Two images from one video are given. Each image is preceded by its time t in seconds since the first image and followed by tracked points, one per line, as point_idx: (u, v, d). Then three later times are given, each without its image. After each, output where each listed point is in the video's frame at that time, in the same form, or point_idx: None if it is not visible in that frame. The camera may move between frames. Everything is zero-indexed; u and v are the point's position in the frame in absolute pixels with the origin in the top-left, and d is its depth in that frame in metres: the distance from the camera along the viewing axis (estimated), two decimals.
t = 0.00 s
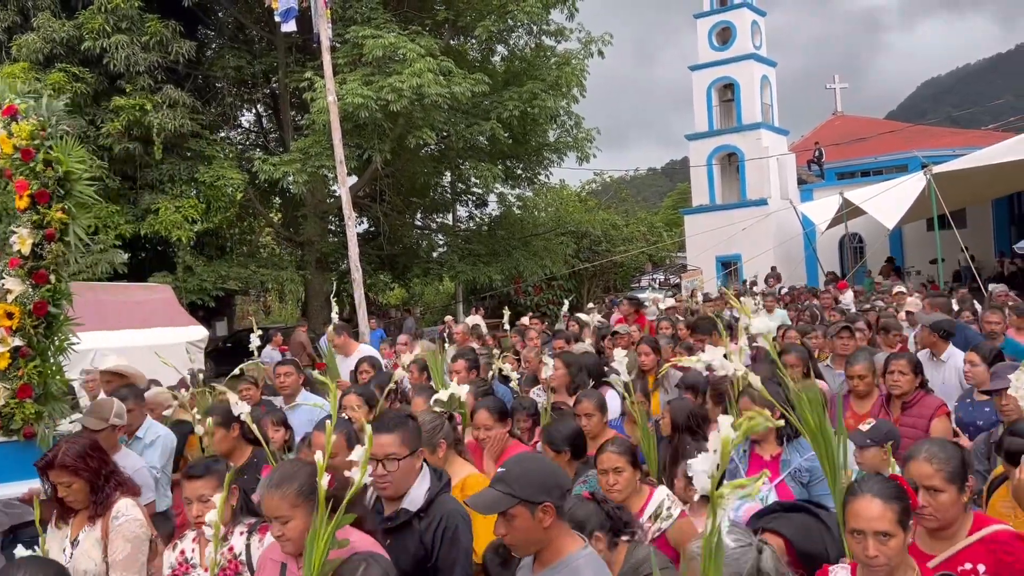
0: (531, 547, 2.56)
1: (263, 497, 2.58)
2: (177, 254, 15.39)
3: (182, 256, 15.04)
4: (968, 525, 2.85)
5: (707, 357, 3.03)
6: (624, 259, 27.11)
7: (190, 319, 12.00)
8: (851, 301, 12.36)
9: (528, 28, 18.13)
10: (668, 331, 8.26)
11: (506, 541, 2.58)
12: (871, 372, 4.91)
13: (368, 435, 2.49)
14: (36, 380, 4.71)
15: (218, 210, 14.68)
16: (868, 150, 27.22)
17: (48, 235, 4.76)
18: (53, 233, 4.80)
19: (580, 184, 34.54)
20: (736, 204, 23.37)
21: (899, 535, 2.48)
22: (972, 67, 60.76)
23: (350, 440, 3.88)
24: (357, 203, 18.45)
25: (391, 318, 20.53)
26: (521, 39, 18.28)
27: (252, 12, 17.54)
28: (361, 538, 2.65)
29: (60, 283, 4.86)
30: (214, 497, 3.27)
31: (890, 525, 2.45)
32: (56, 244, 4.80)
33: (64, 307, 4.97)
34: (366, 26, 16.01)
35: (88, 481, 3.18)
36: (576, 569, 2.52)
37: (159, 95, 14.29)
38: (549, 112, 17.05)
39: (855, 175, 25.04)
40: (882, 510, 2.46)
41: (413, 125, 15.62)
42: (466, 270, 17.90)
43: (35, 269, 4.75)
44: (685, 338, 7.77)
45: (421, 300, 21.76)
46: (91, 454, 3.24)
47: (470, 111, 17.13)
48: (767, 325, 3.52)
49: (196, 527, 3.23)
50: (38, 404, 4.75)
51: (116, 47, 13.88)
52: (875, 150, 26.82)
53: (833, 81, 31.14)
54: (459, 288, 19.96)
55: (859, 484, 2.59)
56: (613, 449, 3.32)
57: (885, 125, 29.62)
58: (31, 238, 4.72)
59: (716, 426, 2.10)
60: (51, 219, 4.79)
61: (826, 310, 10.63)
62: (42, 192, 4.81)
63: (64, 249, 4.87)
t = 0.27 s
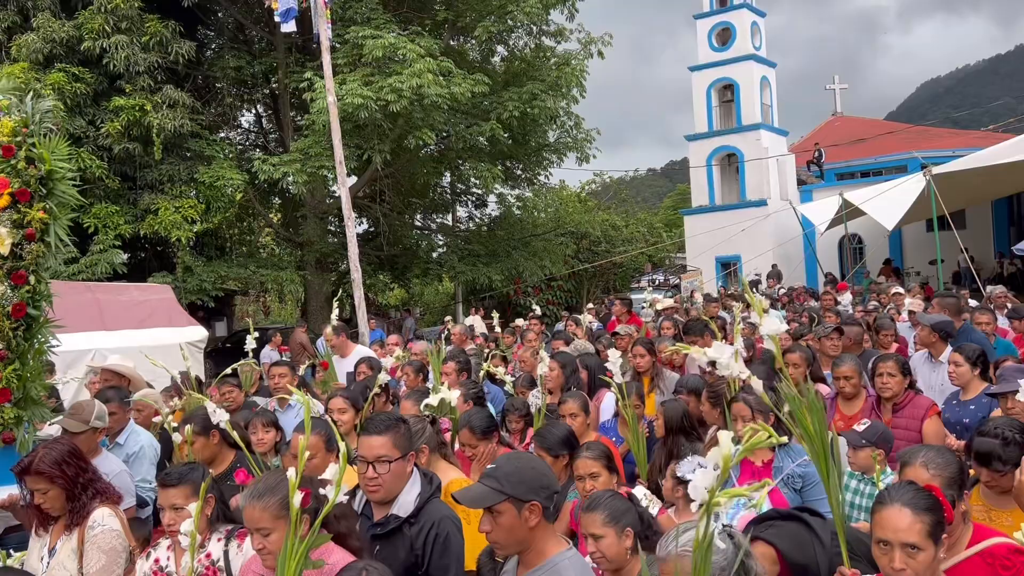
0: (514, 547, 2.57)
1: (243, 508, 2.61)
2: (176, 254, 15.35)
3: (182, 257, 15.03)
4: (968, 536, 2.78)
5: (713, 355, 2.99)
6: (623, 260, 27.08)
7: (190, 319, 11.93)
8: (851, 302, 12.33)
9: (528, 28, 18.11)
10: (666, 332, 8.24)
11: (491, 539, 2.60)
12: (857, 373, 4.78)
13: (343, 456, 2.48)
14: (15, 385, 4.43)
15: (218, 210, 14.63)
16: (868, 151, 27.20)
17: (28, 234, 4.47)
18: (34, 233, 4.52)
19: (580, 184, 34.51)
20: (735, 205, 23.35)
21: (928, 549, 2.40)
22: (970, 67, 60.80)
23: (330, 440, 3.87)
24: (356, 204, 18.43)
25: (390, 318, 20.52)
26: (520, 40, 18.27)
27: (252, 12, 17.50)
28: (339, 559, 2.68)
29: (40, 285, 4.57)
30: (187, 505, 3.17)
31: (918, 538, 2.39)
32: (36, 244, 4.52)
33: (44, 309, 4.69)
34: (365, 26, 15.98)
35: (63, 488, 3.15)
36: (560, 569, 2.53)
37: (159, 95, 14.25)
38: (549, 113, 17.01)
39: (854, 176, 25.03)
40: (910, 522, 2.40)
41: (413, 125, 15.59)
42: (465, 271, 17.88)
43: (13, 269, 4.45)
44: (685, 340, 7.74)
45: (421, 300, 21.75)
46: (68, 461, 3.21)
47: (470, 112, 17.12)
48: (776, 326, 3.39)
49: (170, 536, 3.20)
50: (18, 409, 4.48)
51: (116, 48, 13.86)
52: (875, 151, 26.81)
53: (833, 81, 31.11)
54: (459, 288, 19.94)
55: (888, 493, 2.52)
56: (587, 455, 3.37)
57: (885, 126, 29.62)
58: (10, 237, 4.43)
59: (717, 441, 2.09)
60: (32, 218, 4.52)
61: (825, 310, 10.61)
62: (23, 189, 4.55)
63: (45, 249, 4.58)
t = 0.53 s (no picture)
0: (489, 544, 2.55)
1: (221, 515, 2.58)
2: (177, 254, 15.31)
3: (182, 256, 14.98)
4: (976, 547, 2.66)
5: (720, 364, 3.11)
6: (623, 261, 27.03)
7: (190, 319, 11.89)
8: (851, 303, 12.29)
9: (528, 28, 18.06)
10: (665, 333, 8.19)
11: (464, 536, 2.58)
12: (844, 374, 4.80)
13: (329, 471, 2.42)
14: None
15: (218, 210, 14.57)
16: (867, 151, 27.17)
17: (11, 233, 4.06)
18: (17, 233, 4.10)
19: (580, 185, 34.48)
20: (736, 206, 23.31)
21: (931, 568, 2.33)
22: (971, 67, 60.75)
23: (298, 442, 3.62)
24: (357, 204, 18.38)
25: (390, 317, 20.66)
26: (521, 40, 18.22)
27: (252, 12, 17.45)
28: None
29: (24, 286, 4.17)
30: (149, 512, 3.07)
31: (921, 559, 2.33)
32: (20, 244, 4.10)
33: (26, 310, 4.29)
34: (366, 26, 15.94)
35: (43, 494, 3.14)
36: (532, 565, 2.50)
37: (159, 95, 14.20)
38: (549, 113, 16.95)
39: (854, 176, 25.00)
40: (911, 542, 2.33)
41: (413, 126, 15.54)
42: (465, 271, 17.83)
43: None
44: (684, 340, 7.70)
45: (420, 301, 21.74)
46: (48, 467, 3.20)
47: (470, 112, 17.08)
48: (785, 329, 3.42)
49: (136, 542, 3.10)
50: None
51: (116, 48, 13.81)
52: (875, 151, 26.77)
53: (833, 82, 31.08)
54: (458, 289, 19.89)
55: (901, 500, 2.47)
56: (582, 465, 3.31)
57: (885, 126, 29.59)
58: None
59: (726, 433, 2.17)
60: (14, 217, 4.10)
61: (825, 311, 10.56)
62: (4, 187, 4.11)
63: (28, 249, 4.17)
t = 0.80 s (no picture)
0: (460, 542, 2.50)
1: (184, 525, 2.50)
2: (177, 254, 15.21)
3: (181, 257, 14.87)
4: (969, 553, 2.53)
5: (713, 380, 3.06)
6: (623, 261, 26.92)
7: (190, 319, 11.70)
8: (854, 305, 12.17)
9: (528, 29, 17.94)
10: (664, 334, 8.07)
11: (435, 536, 2.52)
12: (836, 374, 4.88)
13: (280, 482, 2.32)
14: None
15: (218, 210, 14.46)
16: (868, 152, 27.06)
17: None
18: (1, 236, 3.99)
19: (580, 185, 34.38)
20: (736, 207, 23.20)
21: None
22: (972, 68, 60.68)
23: (256, 449, 3.53)
24: (356, 204, 18.27)
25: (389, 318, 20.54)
26: (521, 40, 18.10)
27: (251, 12, 17.34)
28: None
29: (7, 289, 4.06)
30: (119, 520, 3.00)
31: (895, 573, 2.21)
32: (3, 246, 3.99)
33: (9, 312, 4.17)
34: (365, 27, 15.83)
35: (20, 501, 3.04)
36: (502, 559, 2.47)
37: (159, 96, 14.08)
38: (549, 114, 16.82)
39: (854, 177, 24.89)
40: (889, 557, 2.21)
41: (412, 126, 15.43)
42: (465, 272, 17.72)
43: None
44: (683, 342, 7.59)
45: (420, 302, 21.62)
46: (25, 473, 3.10)
47: (470, 112, 16.97)
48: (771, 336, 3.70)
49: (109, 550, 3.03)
50: None
51: (116, 48, 13.69)
52: (875, 152, 26.67)
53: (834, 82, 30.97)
54: (458, 290, 19.77)
55: (882, 510, 2.34)
56: (590, 478, 3.19)
57: (885, 127, 29.50)
58: None
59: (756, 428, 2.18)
60: None
61: (827, 312, 10.45)
62: None
63: (11, 251, 4.07)
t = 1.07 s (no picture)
0: (436, 548, 2.50)
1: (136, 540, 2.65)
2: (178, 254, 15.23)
3: (181, 257, 14.85)
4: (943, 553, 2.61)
5: (688, 369, 3.10)
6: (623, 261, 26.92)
7: (190, 319, 11.65)
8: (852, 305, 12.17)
9: (528, 30, 17.94)
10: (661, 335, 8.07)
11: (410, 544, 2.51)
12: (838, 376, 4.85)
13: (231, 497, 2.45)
14: None
15: (218, 211, 14.45)
16: (867, 152, 27.07)
17: None
18: None
19: (580, 186, 34.39)
20: (735, 207, 23.21)
21: None
22: (972, 69, 60.71)
23: (238, 454, 3.54)
24: (356, 205, 18.26)
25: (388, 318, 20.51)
26: (520, 41, 18.10)
27: (251, 13, 17.36)
28: None
29: None
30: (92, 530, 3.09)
31: (864, 571, 2.20)
32: None
33: None
34: (365, 27, 15.82)
35: None
36: (479, 558, 2.47)
37: (159, 96, 14.08)
38: (548, 114, 16.80)
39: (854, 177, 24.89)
40: (858, 553, 2.21)
41: (412, 127, 15.42)
42: (464, 272, 17.71)
43: None
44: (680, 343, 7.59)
45: (419, 302, 21.61)
46: None
47: (470, 113, 16.96)
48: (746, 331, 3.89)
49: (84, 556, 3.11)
50: None
51: (116, 48, 13.67)
52: (875, 152, 26.68)
53: (833, 83, 30.98)
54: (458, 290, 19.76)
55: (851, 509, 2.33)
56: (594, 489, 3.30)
57: (884, 128, 29.51)
58: None
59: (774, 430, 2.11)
60: None
61: (825, 313, 10.45)
62: None
63: None
